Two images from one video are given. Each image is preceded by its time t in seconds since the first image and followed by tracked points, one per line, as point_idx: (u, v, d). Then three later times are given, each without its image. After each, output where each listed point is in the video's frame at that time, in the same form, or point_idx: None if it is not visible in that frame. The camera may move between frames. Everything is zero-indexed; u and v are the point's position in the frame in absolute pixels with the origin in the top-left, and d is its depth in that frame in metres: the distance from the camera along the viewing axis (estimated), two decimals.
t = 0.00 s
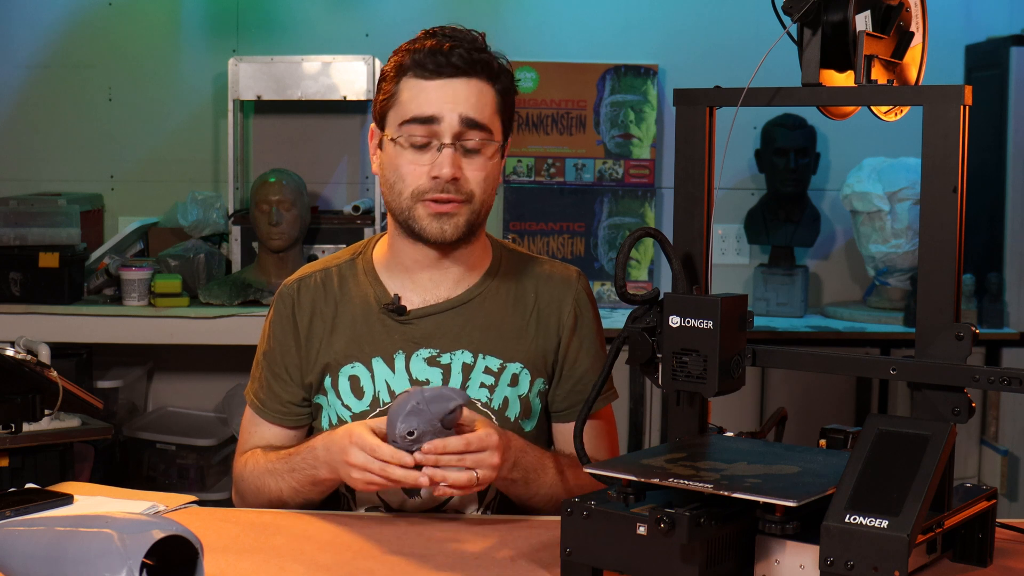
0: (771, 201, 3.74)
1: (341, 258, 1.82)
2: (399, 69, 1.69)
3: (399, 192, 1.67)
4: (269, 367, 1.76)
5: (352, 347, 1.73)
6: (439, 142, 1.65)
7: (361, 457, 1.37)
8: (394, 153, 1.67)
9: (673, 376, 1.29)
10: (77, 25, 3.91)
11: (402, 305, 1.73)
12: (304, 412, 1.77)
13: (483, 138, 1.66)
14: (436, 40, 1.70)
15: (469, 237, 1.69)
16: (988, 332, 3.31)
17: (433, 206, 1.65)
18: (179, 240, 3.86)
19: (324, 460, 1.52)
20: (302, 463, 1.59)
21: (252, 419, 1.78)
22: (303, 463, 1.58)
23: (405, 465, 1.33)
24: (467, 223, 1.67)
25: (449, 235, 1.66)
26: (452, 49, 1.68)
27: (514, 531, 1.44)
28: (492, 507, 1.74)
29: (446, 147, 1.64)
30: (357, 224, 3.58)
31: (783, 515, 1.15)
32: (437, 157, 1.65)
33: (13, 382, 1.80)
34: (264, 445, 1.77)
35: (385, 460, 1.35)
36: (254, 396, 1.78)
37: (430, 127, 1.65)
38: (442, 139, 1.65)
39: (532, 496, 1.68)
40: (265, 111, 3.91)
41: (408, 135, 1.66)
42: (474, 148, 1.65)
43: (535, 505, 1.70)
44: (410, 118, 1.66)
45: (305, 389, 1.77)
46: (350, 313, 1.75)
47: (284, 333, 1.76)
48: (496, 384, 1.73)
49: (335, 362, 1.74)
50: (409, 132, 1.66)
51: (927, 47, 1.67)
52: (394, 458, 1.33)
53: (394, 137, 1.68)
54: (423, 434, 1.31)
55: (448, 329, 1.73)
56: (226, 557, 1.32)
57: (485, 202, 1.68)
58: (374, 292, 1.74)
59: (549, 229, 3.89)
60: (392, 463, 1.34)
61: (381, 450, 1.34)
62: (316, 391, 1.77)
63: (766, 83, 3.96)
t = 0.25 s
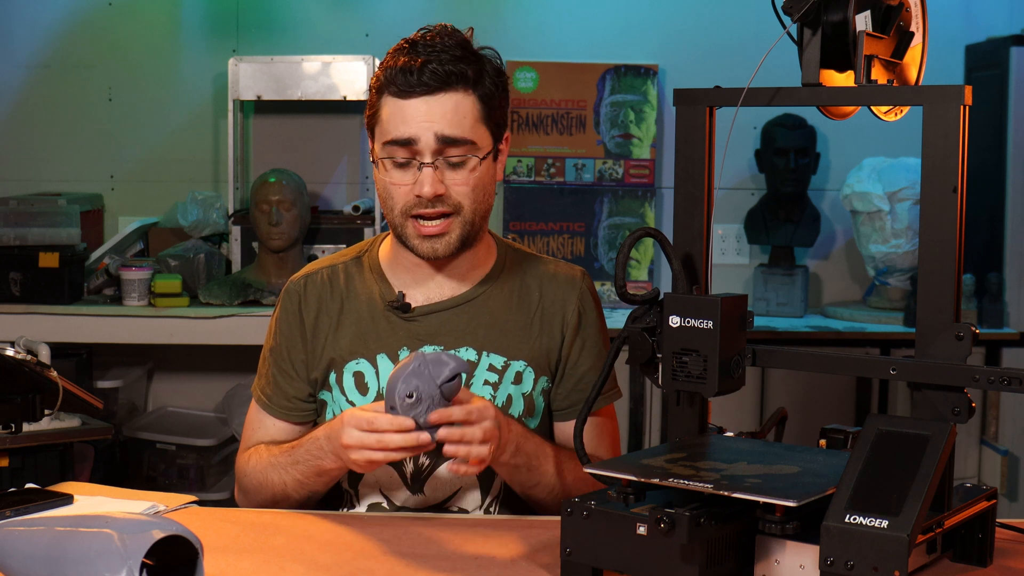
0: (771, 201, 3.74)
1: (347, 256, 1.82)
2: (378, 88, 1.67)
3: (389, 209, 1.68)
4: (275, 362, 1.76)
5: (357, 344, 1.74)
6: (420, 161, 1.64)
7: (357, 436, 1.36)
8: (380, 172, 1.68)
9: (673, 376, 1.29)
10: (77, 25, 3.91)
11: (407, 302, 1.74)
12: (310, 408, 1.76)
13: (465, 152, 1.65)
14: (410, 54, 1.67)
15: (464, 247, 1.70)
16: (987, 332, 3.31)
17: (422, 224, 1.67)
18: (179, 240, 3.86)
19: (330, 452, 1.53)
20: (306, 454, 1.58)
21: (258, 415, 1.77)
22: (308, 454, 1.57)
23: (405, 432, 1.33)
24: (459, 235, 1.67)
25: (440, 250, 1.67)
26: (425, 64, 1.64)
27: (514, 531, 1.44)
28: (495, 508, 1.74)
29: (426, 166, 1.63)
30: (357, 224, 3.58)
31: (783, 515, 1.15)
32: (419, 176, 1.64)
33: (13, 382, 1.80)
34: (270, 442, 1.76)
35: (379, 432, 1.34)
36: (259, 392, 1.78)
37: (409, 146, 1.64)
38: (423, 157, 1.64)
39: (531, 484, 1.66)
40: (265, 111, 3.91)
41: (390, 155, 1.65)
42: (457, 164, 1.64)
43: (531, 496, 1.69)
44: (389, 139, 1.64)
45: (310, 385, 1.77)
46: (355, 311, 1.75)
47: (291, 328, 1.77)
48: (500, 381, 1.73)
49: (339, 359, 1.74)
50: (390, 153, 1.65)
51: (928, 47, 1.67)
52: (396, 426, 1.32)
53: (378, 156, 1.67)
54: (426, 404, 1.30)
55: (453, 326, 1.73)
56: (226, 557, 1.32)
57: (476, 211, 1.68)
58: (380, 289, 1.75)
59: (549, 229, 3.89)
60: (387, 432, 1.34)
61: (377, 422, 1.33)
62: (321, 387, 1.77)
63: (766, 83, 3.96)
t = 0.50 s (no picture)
0: (771, 201, 3.74)
1: (348, 255, 1.82)
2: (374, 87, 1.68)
3: (386, 209, 1.68)
4: (277, 360, 1.76)
5: (358, 341, 1.74)
6: (415, 159, 1.64)
7: (335, 470, 1.36)
8: (376, 173, 1.68)
9: (673, 376, 1.29)
10: (77, 25, 3.91)
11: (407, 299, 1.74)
12: (312, 406, 1.76)
13: (460, 150, 1.65)
14: (406, 54, 1.68)
15: (460, 245, 1.70)
16: (988, 332, 3.31)
17: (418, 222, 1.66)
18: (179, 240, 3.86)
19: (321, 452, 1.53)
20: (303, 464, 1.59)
21: (260, 417, 1.77)
22: (304, 464, 1.58)
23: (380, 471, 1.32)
24: (455, 233, 1.67)
25: (437, 247, 1.67)
26: (419, 64, 1.65)
27: (515, 531, 1.44)
28: (496, 506, 1.73)
29: (421, 163, 1.64)
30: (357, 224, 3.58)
31: (783, 515, 1.15)
32: (415, 174, 1.64)
33: (13, 382, 1.80)
34: (271, 444, 1.76)
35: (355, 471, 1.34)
36: (262, 391, 1.78)
37: (404, 144, 1.64)
38: (418, 155, 1.64)
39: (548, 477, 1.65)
40: (265, 111, 3.91)
41: (385, 154, 1.65)
42: (453, 161, 1.64)
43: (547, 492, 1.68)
44: (385, 138, 1.65)
45: (312, 383, 1.77)
46: (356, 309, 1.75)
47: (293, 327, 1.77)
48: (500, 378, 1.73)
49: (341, 356, 1.74)
50: (386, 151, 1.65)
51: (928, 47, 1.67)
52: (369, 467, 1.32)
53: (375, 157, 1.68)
54: (402, 447, 1.31)
55: (454, 324, 1.73)
56: (225, 557, 1.32)
57: (472, 209, 1.67)
58: (380, 287, 1.75)
59: (549, 229, 3.89)
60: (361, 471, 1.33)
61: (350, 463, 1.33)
62: (322, 385, 1.77)
63: (766, 83, 3.96)
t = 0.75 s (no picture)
0: (771, 201, 3.74)
1: (345, 256, 1.83)
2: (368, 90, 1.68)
3: (382, 210, 1.68)
4: (275, 359, 1.76)
5: (357, 340, 1.74)
6: (411, 161, 1.64)
7: (323, 461, 1.36)
8: (373, 174, 1.68)
9: (673, 376, 1.29)
10: (77, 26, 3.91)
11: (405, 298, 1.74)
12: (310, 405, 1.76)
13: (455, 151, 1.65)
14: (399, 57, 1.67)
15: (456, 245, 1.70)
16: (988, 332, 3.31)
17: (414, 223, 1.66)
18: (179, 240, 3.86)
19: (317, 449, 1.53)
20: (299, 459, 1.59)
21: (260, 416, 1.77)
22: (301, 460, 1.58)
23: (367, 460, 1.33)
24: (451, 235, 1.67)
25: (433, 248, 1.67)
26: (412, 66, 1.65)
27: (515, 531, 1.44)
28: (495, 505, 1.72)
29: (417, 165, 1.64)
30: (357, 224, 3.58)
31: (783, 515, 1.15)
32: (410, 176, 1.64)
33: (12, 382, 1.80)
34: (270, 443, 1.76)
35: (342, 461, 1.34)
36: (261, 391, 1.78)
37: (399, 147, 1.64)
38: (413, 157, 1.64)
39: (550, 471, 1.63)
40: (265, 111, 3.91)
41: (381, 156, 1.65)
42: (448, 163, 1.65)
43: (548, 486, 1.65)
44: (380, 140, 1.65)
45: (310, 381, 1.76)
46: (354, 307, 1.76)
47: (292, 326, 1.77)
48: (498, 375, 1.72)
49: (339, 354, 1.74)
50: (381, 154, 1.65)
51: (928, 47, 1.67)
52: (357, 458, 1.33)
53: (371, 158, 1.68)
54: (390, 438, 1.30)
55: (451, 321, 1.73)
56: (225, 557, 1.32)
57: (468, 211, 1.68)
58: (378, 286, 1.76)
59: (549, 229, 3.90)
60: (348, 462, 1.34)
61: (337, 453, 1.33)
62: (321, 384, 1.76)
63: (766, 83, 3.96)
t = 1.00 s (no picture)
0: (771, 201, 3.74)
1: (342, 255, 1.83)
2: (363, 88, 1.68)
3: (378, 208, 1.68)
4: (272, 360, 1.75)
5: (353, 339, 1.74)
6: (407, 159, 1.64)
7: (313, 458, 1.36)
8: (368, 172, 1.68)
9: (673, 376, 1.29)
10: (77, 25, 3.91)
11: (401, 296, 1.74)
12: (307, 405, 1.76)
13: (451, 149, 1.65)
14: (395, 55, 1.67)
15: (452, 243, 1.70)
16: (988, 332, 3.31)
17: (410, 221, 1.66)
18: (179, 240, 3.87)
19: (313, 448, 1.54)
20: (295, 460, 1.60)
21: (257, 416, 1.76)
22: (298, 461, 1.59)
23: (356, 458, 1.33)
24: (447, 232, 1.67)
25: (429, 245, 1.67)
26: (408, 64, 1.65)
27: (514, 530, 1.44)
28: (494, 502, 1.72)
29: (412, 163, 1.64)
30: (357, 224, 3.58)
31: (783, 515, 1.15)
32: (406, 173, 1.64)
33: (12, 382, 1.80)
34: (268, 444, 1.76)
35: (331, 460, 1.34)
36: (258, 392, 1.77)
37: (395, 145, 1.64)
38: (409, 155, 1.64)
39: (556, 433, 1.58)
40: (265, 111, 3.91)
41: (377, 154, 1.65)
42: (444, 161, 1.64)
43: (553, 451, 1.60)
44: (376, 138, 1.65)
45: (307, 381, 1.76)
46: (350, 307, 1.76)
47: (288, 326, 1.76)
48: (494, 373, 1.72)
49: (336, 354, 1.74)
50: (377, 152, 1.65)
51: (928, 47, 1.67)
52: (346, 456, 1.33)
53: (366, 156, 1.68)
54: (377, 436, 1.31)
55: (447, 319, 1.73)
56: (225, 557, 1.32)
57: (464, 208, 1.68)
58: (374, 286, 1.76)
59: (549, 229, 3.90)
60: (338, 461, 1.34)
61: (325, 450, 1.33)
62: (318, 384, 1.77)
63: (766, 83, 3.96)
